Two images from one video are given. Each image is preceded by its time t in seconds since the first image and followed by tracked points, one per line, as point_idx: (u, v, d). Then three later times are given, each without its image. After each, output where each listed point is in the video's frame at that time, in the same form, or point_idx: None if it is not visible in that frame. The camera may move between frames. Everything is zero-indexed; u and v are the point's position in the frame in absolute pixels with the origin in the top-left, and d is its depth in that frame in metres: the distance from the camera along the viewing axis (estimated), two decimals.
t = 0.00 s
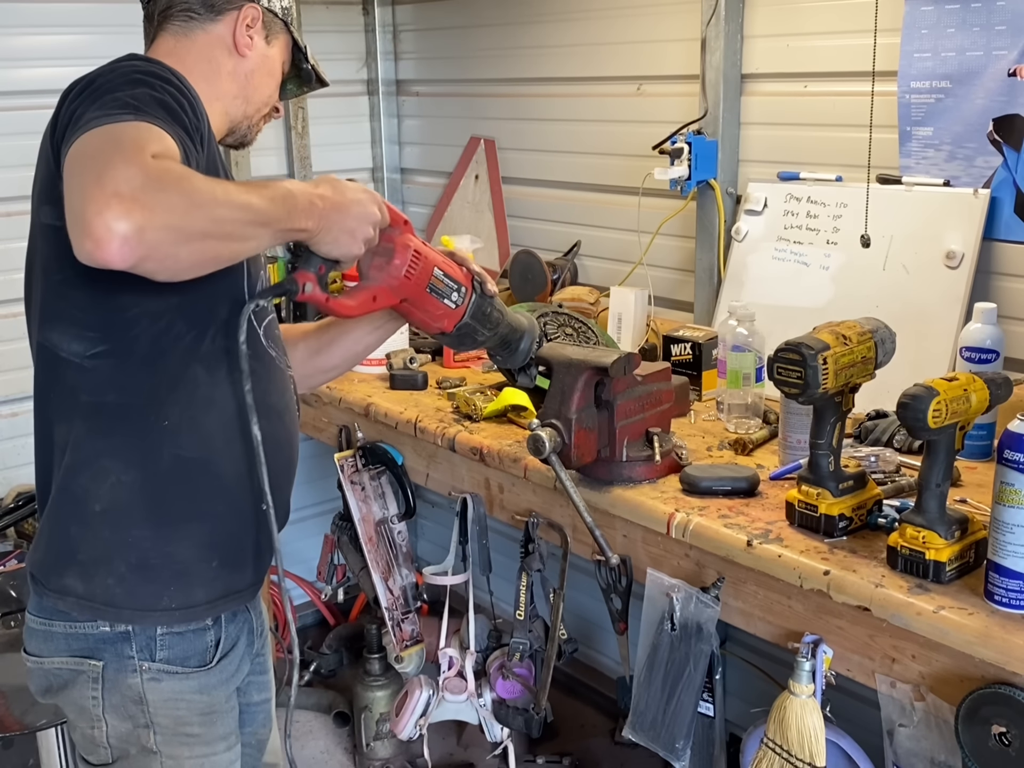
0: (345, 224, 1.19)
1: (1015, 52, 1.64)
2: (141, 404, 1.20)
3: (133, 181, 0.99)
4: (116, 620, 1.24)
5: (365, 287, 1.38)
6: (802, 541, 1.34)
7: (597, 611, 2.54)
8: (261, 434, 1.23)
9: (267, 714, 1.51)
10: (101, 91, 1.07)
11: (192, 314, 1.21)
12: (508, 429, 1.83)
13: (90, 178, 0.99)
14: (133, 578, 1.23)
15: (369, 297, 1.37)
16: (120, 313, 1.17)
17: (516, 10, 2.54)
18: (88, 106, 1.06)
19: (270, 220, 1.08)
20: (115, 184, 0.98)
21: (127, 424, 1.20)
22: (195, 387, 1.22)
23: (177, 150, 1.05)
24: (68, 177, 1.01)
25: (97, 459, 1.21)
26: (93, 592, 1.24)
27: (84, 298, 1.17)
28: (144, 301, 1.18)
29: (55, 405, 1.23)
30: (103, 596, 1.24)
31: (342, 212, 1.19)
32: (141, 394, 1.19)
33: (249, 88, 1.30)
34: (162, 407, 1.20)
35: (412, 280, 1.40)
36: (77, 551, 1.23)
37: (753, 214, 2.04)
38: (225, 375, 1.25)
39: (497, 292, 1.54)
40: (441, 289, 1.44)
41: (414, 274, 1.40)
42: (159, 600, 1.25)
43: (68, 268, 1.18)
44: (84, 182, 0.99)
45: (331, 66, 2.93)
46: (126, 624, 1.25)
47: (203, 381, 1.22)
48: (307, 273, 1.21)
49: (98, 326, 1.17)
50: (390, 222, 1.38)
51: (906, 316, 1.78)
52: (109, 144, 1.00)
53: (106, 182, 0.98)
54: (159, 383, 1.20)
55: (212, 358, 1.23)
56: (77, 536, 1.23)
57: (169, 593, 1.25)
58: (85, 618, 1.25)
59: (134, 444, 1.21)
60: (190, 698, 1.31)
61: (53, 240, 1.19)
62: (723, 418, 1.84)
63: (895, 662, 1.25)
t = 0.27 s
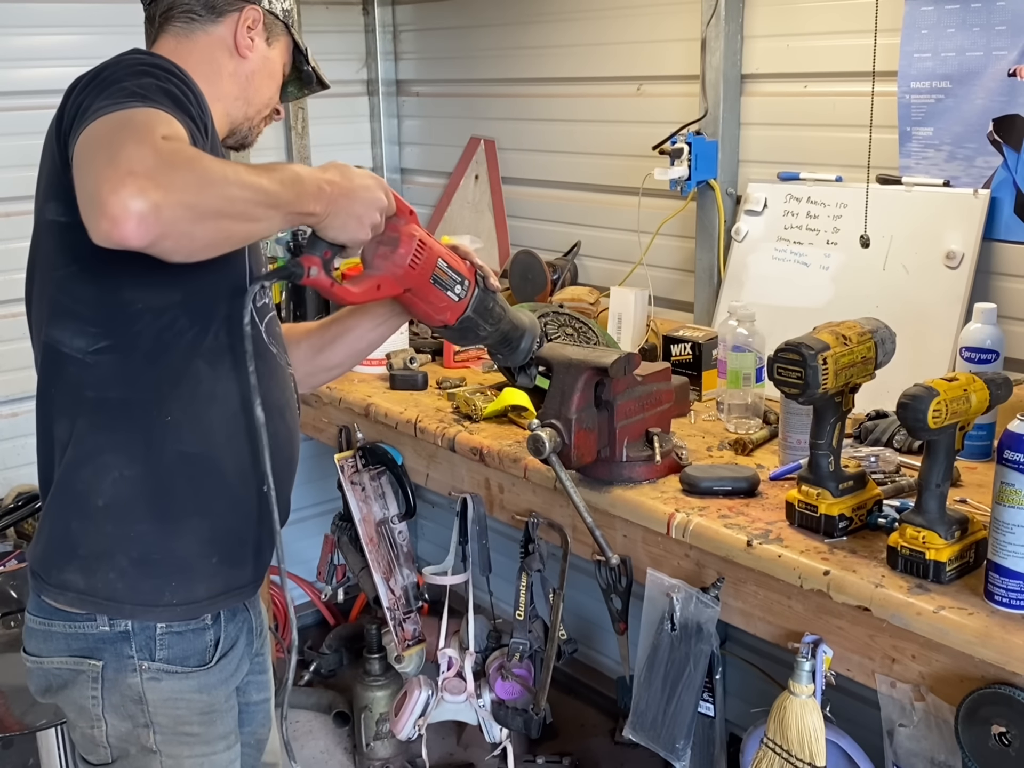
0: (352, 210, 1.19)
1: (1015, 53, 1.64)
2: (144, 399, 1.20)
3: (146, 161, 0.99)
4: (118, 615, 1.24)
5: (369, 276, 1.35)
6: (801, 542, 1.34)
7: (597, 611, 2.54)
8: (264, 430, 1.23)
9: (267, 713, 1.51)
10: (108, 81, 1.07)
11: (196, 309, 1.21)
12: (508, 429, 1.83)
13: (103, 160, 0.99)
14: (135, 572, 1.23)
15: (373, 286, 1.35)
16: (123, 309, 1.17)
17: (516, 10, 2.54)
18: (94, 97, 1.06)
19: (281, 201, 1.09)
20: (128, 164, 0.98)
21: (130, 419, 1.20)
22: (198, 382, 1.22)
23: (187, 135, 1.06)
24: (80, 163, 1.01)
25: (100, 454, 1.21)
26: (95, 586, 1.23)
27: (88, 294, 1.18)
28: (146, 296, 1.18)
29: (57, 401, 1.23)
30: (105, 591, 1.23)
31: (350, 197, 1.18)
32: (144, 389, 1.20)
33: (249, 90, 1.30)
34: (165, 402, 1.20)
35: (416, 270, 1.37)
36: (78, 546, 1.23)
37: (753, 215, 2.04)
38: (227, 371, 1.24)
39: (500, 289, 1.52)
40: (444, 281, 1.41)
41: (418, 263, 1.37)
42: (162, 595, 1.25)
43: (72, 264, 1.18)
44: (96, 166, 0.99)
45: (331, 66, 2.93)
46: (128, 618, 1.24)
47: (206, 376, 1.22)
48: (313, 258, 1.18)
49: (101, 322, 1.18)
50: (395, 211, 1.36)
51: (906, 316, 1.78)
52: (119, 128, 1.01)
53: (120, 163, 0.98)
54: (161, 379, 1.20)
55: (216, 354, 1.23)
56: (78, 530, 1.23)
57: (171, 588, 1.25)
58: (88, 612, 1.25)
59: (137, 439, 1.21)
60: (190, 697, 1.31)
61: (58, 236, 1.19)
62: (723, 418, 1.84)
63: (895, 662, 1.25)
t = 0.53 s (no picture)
0: (359, 195, 1.18)
1: (1015, 52, 1.64)
2: (149, 394, 1.20)
3: (158, 142, 0.99)
4: (122, 609, 1.24)
5: (374, 265, 1.35)
6: (801, 541, 1.34)
7: (597, 611, 2.54)
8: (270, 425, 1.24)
9: (268, 713, 1.51)
10: (116, 72, 1.07)
11: (201, 305, 1.21)
12: (508, 429, 1.83)
13: (116, 141, 0.99)
14: (139, 567, 1.23)
15: (378, 275, 1.35)
16: (128, 304, 1.17)
17: (516, 10, 2.54)
18: (101, 87, 1.06)
19: (291, 184, 1.08)
20: (140, 145, 0.98)
21: (134, 413, 1.20)
22: (202, 376, 1.22)
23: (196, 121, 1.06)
24: (91, 149, 1.01)
25: (104, 448, 1.21)
26: (99, 581, 1.23)
27: (93, 290, 1.17)
28: (151, 292, 1.18)
29: (60, 397, 1.23)
30: (109, 585, 1.23)
31: (357, 183, 1.18)
32: (149, 383, 1.20)
33: (253, 91, 1.30)
34: (170, 396, 1.20)
35: (421, 260, 1.38)
36: (82, 540, 1.23)
37: (753, 215, 2.04)
38: (232, 366, 1.25)
39: (502, 286, 1.53)
40: (448, 273, 1.42)
41: (423, 254, 1.38)
42: (166, 589, 1.25)
43: (78, 259, 1.18)
44: (108, 149, 0.99)
45: (331, 65, 2.93)
46: (132, 613, 1.24)
47: (210, 371, 1.23)
48: (319, 242, 1.18)
49: (106, 318, 1.18)
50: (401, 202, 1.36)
51: (906, 316, 1.78)
52: (131, 112, 1.01)
53: (132, 144, 0.98)
54: (166, 373, 1.20)
55: (220, 349, 1.23)
56: (82, 524, 1.23)
57: (175, 583, 1.25)
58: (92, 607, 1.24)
59: (141, 433, 1.21)
60: (191, 696, 1.31)
61: (65, 232, 1.18)
62: (723, 418, 1.84)
63: (895, 662, 1.24)
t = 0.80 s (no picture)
0: (367, 189, 1.19)
1: (1015, 52, 1.64)
2: (151, 392, 1.20)
3: (169, 133, 0.99)
4: (124, 608, 1.24)
5: (377, 259, 1.36)
6: (801, 541, 1.34)
7: (597, 611, 2.54)
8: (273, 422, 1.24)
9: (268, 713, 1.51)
10: (122, 68, 1.07)
11: (204, 303, 1.21)
12: (508, 429, 1.83)
13: (126, 133, 0.99)
14: (142, 565, 1.23)
15: (381, 269, 1.35)
16: (131, 302, 1.17)
17: (516, 10, 2.54)
18: (108, 85, 1.06)
19: (300, 177, 1.09)
20: (151, 136, 0.98)
21: (137, 411, 1.20)
22: (205, 374, 1.22)
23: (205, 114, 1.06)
24: (101, 143, 1.01)
25: (106, 446, 1.21)
26: (101, 578, 1.23)
27: (96, 288, 1.17)
28: (154, 290, 1.18)
29: (63, 395, 1.23)
30: (111, 584, 1.23)
31: (365, 174, 1.18)
32: (152, 382, 1.20)
33: (257, 91, 1.29)
34: (172, 394, 1.20)
35: (425, 255, 1.39)
36: (84, 538, 1.23)
37: (753, 215, 2.03)
38: (235, 365, 1.25)
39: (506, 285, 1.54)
40: (452, 269, 1.42)
41: (427, 249, 1.39)
42: (168, 587, 1.25)
43: (83, 257, 1.17)
44: (119, 141, 0.99)
45: (331, 65, 2.92)
46: (134, 611, 1.24)
47: (213, 370, 1.22)
48: (324, 235, 1.20)
49: (109, 316, 1.18)
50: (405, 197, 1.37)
51: (906, 316, 1.78)
52: (140, 104, 1.01)
53: (143, 136, 0.98)
54: (169, 372, 1.20)
55: (223, 347, 1.23)
56: (84, 522, 1.23)
57: (177, 581, 1.25)
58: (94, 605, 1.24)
59: (144, 431, 1.21)
60: (192, 696, 1.31)
61: (70, 231, 1.18)
62: (723, 418, 1.84)
63: (895, 662, 1.24)
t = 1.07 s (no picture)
0: (373, 181, 1.17)
1: (1015, 53, 1.64)
2: (154, 391, 1.20)
3: (179, 125, 0.99)
4: (127, 607, 1.24)
5: (381, 253, 1.36)
6: (801, 541, 1.34)
7: (597, 611, 2.54)
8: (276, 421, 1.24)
9: (269, 713, 1.51)
10: (127, 65, 1.06)
11: (207, 301, 1.21)
12: (508, 429, 1.83)
13: (136, 127, 0.99)
14: (145, 564, 1.23)
15: (385, 262, 1.35)
16: (134, 301, 1.17)
17: (516, 10, 2.54)
18: (115, 81, 1.05)
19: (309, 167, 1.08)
20: (162, 128, 0.98)
21: (140, 410, 1.20)
22: (208, 373, 1.22)
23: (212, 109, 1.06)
24: (110, 138, 1.01)
25: (109, 445, 1.21)
26: (104, 577, 1.23)
27: (100, 287, 1.17)
28: (158, 288, 1.17)
29: (65, 395, 1.23)
30: (115, 582, 1.23)
31: (372, 167, 1.17)
32: (155, 381, 1.20)
33: (259, 92, 1.29)
34: (176, 393, 1.20)
35: (429, 250, 1.38)
36: (87, 538, 1.23)
37: (753, 215, 2.04)
38: (237, 364, 1.25)
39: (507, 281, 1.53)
40: (455, 265, 1.42)
41: (430, 243, 1.38)
42: (171, 586, 1.25)
43: (87, 257, 1.17)
44: (129, 134, 0.99)
45: (331, 65, 2.92)
46: (137, 610, 1.24)
47: (216, 369, 1.23)
48: (328, 225, 1.19)
49: (112, 315, 1.17)
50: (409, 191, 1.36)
51: (906, 316, 1.78)
52: (149, 99, 1.01)
53: (153, 128, 0.98)
54: (173, 371, 1.20)
55: (226, 346, 1.23)
56: (87, 521, 1.23)
57: (180, 581, 1.25)
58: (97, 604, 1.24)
59: (147, 431, 1.21)
60: (194, 697, 1.31)
61: (74, 231, 1.17)
62: (723, 418, 1.84)
63: (895, 662, 1.24)
